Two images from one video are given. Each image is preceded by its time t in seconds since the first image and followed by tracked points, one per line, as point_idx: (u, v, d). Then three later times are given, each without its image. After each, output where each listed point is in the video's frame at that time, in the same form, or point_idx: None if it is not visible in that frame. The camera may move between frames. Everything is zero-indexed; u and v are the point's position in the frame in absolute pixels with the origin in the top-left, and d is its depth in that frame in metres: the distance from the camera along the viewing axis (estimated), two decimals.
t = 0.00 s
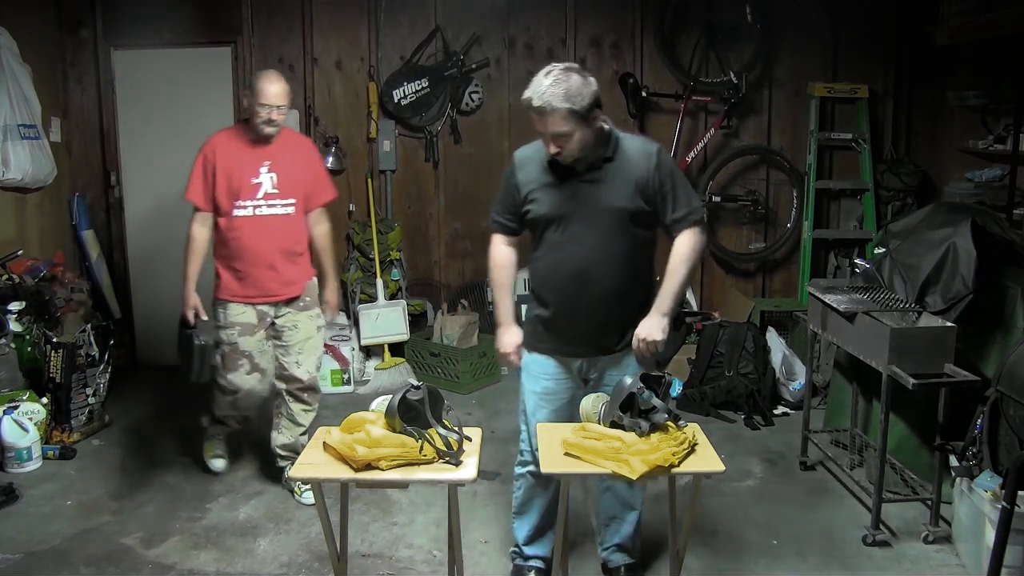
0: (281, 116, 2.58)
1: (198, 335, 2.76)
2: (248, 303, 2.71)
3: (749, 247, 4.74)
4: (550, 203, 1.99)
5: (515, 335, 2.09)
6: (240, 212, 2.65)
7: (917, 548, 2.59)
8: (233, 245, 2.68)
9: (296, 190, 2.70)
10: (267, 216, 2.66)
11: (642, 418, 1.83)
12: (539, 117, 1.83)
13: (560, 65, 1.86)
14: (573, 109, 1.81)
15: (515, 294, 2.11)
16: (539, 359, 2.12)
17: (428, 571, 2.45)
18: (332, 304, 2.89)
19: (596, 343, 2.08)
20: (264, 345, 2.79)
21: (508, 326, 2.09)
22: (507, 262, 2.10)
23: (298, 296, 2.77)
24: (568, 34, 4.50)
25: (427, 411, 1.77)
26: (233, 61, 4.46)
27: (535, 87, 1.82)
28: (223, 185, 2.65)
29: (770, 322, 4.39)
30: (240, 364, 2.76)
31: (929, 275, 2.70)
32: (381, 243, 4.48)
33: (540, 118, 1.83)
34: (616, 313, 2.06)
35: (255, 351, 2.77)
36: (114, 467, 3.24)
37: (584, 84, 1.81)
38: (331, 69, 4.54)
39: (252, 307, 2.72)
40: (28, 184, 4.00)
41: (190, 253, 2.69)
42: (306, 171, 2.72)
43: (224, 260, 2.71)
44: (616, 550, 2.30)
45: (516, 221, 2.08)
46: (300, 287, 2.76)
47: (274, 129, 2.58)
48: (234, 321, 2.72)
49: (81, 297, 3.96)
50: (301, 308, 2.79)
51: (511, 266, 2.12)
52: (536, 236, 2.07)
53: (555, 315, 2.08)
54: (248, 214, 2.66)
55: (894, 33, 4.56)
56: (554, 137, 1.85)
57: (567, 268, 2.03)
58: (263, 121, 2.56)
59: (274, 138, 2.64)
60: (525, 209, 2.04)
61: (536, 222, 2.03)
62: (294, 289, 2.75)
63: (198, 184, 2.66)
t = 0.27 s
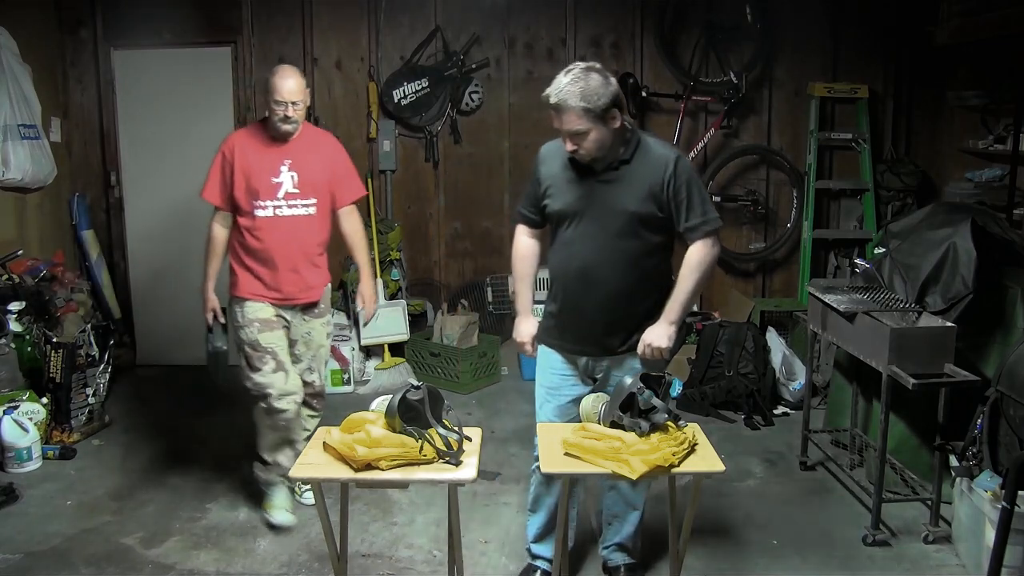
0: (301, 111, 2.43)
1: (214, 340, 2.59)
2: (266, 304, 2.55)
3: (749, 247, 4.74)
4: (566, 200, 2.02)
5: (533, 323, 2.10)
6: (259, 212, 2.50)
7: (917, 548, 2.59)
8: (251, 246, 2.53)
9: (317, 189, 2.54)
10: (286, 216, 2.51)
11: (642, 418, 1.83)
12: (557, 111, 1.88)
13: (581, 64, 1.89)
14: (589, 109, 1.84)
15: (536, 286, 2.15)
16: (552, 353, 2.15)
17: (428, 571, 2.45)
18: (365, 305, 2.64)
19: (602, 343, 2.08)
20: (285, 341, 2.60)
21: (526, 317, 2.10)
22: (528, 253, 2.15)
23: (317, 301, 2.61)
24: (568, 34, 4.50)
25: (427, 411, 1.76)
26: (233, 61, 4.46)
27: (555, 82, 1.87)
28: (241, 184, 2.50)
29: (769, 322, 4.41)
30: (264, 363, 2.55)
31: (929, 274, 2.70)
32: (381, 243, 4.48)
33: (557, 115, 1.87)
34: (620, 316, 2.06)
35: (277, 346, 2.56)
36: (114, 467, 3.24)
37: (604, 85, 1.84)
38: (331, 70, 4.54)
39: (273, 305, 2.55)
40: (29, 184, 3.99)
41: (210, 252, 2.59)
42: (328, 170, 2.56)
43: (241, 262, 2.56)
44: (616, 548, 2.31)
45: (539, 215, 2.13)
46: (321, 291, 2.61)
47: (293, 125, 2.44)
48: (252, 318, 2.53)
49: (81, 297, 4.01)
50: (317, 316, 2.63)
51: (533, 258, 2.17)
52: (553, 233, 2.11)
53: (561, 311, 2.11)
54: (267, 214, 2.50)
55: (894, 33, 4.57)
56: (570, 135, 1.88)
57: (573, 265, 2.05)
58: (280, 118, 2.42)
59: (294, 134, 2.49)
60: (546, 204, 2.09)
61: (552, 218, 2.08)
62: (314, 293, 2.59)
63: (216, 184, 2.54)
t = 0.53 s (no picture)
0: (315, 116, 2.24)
1: (234, 360, 2.49)
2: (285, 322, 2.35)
3: (749, 247, 4.74)
4: (577, 197, 2.05)
5: (548, 315, 2.19)
6: (278, 226, 2.31)
7: (917, 548, 2.58)
8: (270, 263, 2.34)
9: (335, 197, 2.35)
10: (305, 229, 2.32)
11: (642, 418, 1.83)
12: (569, 106, 1.91)
13: (600, 62, 1.92)
14: (598, 106, 1.86)
15: (553, 278, 2.22)
16: (563, 350, 2.15)
17: (428, 571, 2.45)
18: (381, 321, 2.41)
19: (603, 343, 2.08)
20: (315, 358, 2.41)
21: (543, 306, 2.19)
22: (546, 247, 2.22)
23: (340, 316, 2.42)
24: (567, 34, 4.50)
25: (427, 411, 1.76)
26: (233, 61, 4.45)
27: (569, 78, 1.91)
28: (256, 197, 2.31)
29: (769, 322, 4.42)
30: (296, 383, 2.34)
31: (929, 274, 2.70)
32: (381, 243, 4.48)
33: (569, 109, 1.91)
34: (620, 318, 2.06)
35: (307, 365, 2.36)
36: (114, 467, 3.24)
37: (616, 84, 1.87)
38: (331, 70, 4.54)
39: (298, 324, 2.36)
40: (29, 184, 4.00)
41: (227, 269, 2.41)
42: (345, 176, 2.37)
43: (259, 279, 2.36)
44: (616, 548, 2.31)
45: (556, 210, 2.17)
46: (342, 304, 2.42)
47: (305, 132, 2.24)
48: (279, 338, 2.34)
49: (81, 298, 4.05)
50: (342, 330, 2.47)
51: (552, 252, 2.24)
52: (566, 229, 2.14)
53: (566, 308, 2.13)
54: (286, 227, 2.31)
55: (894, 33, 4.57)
56: (579, 130, 1.91)
57: (577, 263, 2.08)
58: (292, 128, 2.22)
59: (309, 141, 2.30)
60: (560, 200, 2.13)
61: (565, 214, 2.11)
62: (337, 307, 2.41)
63: (228, 199, 2.35)
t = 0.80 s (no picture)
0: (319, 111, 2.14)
1: (248, 379, 2.30)
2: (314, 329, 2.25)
3: (749, 247, 4.74)
4: (581, 196, 2.05)
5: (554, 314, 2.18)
6: (300, 230, 2.19)
7: (917, 548, 2.58)
8: (291, 268, 2.21)
9: (351, 193, 2.26)
10: (328, 230, 2.22)
11: (642, 418, 1.83)
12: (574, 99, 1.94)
13: (610, 58, 1.95)
14: (599, 98, 1.89)
15: (559, 278, 2.22)
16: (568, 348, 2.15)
17: (428, 571, 2.45)
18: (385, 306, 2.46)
19: (604, 342, 2.08)
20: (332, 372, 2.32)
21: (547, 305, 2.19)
22: (554, 246, 2.21)
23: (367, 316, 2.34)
24: (567, 34, 4.50)
25: (427, 411, 1.76)
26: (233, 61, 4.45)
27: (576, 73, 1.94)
28: (271, 203, 2.17)
29: (770, 322, 4.42)
30: (312, 399, 2.27)
31: (929, 274, 2.70)
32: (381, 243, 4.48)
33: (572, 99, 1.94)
34: (622, 318, 2.06)
35: (323, 380, 2.28)
36: (114, 467, 3.24)
37: (620, 78, 1.89)
38: (331, 70, 4.54)
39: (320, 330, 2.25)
40: (28, 184, 4.00)
41: (238, 283, 2.27)
42: (357, 170, 2.28)
43: (280, 286, 2.24)
44: (616, 548, 2.31)
45: (563, 210, 2.18)
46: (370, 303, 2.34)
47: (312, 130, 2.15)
48: (299, 347, 2.23)
49: (81, 297, 4.05)
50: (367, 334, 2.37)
51: (560, 252, 2.23)
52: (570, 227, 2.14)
53: (569, 307, 2.13)
54: (308, 231, 2.19)
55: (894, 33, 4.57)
56: (579, 120, 1.94)
57: (580, 261, 2.08)
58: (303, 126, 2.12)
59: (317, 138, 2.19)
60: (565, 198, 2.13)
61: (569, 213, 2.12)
62: (365, 306, 2.32)
63: (237, 209, 2.19)
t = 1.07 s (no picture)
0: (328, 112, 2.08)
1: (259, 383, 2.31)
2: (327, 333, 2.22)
3: (749, 247, 4.74)
4: (583, 194, 2.06)
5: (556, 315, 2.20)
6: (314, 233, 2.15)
7: (917, 548, 2.58)
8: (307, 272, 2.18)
9: (363, 194, 2.22)
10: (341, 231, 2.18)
11: (642, 418, 1.83)
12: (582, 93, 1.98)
13: (620, 57, 1.99)
14: (608, 89, 1.92)
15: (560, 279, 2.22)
16: (569, 348, 2.14)
17: (428, 571, 2.45)
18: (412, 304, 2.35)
19: (606, 342, 2.08)
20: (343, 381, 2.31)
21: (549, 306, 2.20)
22: (555, 247, 2.22)
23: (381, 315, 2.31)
24: (567, 34, 4.50)
25: (427, 411, 1.76)
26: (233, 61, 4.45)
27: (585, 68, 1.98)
28: (282, 208, 2.12)
29: (770, 322, 4.47)
30: (320, 408, 2.28)
31: (929, 274, 2.70)
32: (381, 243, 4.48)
33: (580, 89, 1.97)
34: (625, 317, 2.06)
35: (332, 390, 2.28)
36: (113, 467, 3.24)
37: (628, 73, 1.93)
38: (331, 70, 4.54)
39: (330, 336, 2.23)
40: (29, 184, 4.00)
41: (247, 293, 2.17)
42: (367, 169, 2.24)
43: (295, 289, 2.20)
44: (616, 548, 2.31)
45: (564, 210, 2.18)
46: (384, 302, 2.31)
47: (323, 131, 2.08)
48: (308, 357, 2.23)
49: (81, 297, 4.05)
50: (381, 331, 2.31)
51: (561, 253, 2.23)
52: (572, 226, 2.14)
53: (572, 307, 2.13)
54: (319, 235, 2.15)
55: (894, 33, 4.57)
56: (585, 111, 1.96)
57: (582, 260, 2.08)
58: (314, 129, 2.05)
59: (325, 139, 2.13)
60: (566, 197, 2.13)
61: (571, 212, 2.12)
62: (379, 305, 2.30)
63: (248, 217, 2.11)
